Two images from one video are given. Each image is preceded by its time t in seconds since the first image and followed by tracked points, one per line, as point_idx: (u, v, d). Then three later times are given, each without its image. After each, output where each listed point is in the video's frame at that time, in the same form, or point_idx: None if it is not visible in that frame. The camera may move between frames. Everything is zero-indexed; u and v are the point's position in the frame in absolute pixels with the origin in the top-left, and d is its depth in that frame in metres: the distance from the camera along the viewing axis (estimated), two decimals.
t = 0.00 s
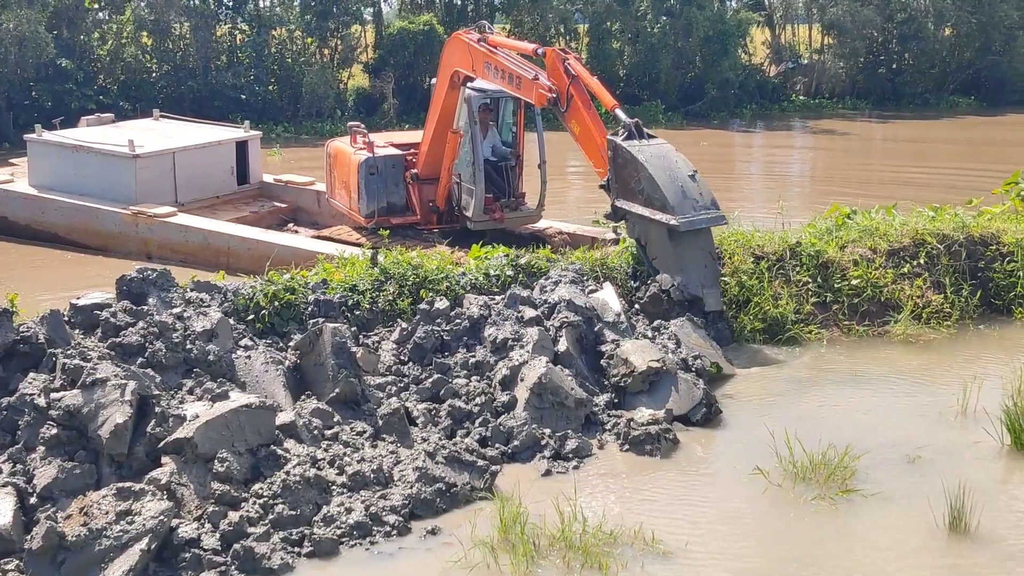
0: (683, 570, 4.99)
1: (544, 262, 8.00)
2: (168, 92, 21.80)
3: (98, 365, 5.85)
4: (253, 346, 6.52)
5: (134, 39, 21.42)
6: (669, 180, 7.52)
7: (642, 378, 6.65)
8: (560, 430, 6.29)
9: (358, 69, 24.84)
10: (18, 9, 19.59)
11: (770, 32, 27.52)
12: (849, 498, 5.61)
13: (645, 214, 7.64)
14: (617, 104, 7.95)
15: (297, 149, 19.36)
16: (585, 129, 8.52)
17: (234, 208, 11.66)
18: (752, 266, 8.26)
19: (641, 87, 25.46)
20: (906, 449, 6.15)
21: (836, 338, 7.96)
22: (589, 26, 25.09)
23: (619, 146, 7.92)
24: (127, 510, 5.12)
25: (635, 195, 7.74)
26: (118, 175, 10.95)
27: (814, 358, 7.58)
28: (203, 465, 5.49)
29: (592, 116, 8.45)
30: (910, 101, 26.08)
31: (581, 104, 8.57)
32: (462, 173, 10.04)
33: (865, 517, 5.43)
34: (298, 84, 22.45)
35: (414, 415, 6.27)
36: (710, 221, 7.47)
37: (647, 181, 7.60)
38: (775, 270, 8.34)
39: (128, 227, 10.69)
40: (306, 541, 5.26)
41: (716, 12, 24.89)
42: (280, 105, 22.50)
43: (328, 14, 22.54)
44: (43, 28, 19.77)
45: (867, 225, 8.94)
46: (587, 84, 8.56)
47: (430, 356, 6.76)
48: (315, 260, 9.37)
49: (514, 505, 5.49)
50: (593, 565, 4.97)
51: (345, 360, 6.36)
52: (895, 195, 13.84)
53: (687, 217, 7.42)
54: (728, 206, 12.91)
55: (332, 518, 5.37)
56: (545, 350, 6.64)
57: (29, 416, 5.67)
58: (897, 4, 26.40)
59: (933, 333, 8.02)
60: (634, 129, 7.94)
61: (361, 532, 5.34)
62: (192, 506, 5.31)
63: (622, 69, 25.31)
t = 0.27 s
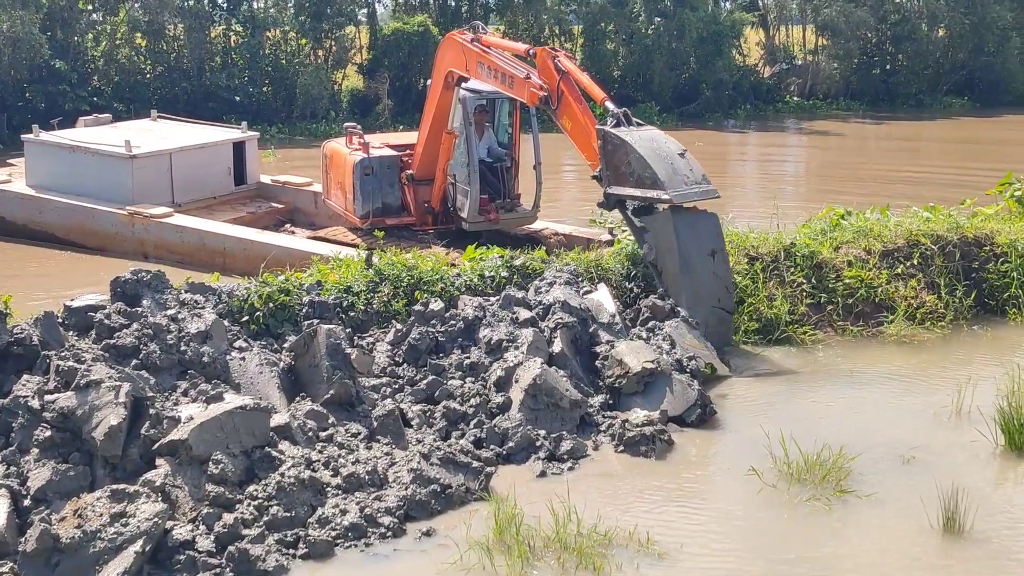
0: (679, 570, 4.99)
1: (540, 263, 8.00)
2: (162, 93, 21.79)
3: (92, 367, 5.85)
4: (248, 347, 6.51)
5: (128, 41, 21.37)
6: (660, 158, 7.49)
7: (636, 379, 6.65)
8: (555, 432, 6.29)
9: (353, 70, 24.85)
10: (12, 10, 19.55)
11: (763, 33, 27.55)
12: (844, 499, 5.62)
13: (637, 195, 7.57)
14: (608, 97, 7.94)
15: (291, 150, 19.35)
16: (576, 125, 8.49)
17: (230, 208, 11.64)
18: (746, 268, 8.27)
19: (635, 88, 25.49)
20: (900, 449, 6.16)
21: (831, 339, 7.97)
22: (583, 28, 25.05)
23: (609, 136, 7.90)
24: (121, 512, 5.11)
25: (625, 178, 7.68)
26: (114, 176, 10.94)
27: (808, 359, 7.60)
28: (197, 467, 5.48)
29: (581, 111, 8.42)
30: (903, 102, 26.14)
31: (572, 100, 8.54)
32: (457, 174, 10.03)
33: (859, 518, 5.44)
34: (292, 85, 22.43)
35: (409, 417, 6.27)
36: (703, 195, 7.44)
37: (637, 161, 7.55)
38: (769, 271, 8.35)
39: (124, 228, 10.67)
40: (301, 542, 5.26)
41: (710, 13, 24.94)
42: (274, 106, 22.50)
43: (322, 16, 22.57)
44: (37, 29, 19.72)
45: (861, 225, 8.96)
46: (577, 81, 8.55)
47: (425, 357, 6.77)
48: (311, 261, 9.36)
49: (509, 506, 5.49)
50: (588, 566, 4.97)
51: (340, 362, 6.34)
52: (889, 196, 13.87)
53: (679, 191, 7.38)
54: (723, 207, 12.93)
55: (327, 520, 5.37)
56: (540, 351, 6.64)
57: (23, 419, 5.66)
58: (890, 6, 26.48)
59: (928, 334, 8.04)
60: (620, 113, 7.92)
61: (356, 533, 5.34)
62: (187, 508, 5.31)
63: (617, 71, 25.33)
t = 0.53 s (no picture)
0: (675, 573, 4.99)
1: (536, 265, 8.00)
2: (158, 95, 21.76)
3: (88, 369, 5.85)
4: (243, 349, 6.51)
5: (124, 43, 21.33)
6: (648, 158, 7.38)
7: (632, 381, 6.65)
8: (551, 433, 6.29)
9: (348, 72, 24.86)
10: (7, 12, 19.53)
11: (759, 35, 27.58)
12: (840, 500, 5.62)
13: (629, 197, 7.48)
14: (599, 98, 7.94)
15: (287, 152, 19.35)
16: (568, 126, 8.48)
17: (229, 211, 11.63)
18: (742, 269, 8.27)
19: (630, 90, 25.51)
20: (896, 451, 6.17)
21: (827, 341, 7.98)
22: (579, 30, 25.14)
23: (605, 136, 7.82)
24: (117, 515, 5.10)
25: (616, 179, 7.60)
26: (112, 178, 10.93)
27: (805, 360, 7.60)
28: (193, 469, 5.48)
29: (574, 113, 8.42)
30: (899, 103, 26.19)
31: (564, 101, 8.53)
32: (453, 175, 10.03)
33: (855, 520, 5.44)
34: (287, 87, 22.42)
35: (405, 419, 6.27)
36: (692, 193, 7.24)
37: (627, 163, 7.47)
38: (765, 273, 8.35)
39: (121, 230, 10.66)
40: (297, 545, 5.26)
41: (705, 15, 24.97)
42: (270, 108, 22.48)
43: (318, 18, 22.70)
44: (32, 31, 19.68)
45: (857, 227, 8.97)
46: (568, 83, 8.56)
47: (421, 358, 6.76)
48: (308, 263, 9.35)
49: (505, 508, 5.49)
50: (583, 567, 4.97)
51: (336, 364, 6.34)
52: (885, 197, 13.88)
53: (668, 191, 7.21)
54: (719, 209, 12.93)
55: (323, 522, 5.37)
56: (536, 353, 6.64)
57: (19, 421, 5.66)
58: (886, 8, 26.54)
59: (923, 335, 8.04)
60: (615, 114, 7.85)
61: (352, 536, 5.34)
62: (183, 510, 5.31)
63: (613, 73, 25.34)
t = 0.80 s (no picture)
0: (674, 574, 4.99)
1: (534, 266, 8.00)
2: (157, 97, 21.77)
3: (86, 372, 5.84)
4: (242, 351, 6.50)
5: (122, 44, 21.29)
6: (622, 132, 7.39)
7: (631, 383, 6.65)
8: (550, 435, 6.29)
9: (347, 74, 24.88)
10: (6, 14, 19.52)
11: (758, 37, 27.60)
12: (838, 502, 5.62)
13: (602, 171, 7.46)
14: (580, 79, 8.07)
15: (287, 154, 19.35)
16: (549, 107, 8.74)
17: (230, 213, 11.64)
18: (741, 271, 8.27)
19: (629, 92, 25.52)
20: (894, 452, 6.16)
21: (826, 342, 7.97)
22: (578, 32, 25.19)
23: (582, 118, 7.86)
24: (115, 517, 5.09)
25: (591, 154, 7.59)
26: (113, 180, 10.92)
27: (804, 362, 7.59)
28: (192, 471, 5.48)
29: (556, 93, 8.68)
30: (898, 104, 26.22)
31: (545, 83, 8.89)
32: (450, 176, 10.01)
33: (854, 522, 5.43)
34: (286, 89, 22.43)
35: (404, 421, 6.26)
36: (664, 165, 7.22)
37: (600, 137, 7.48)
38: (763, 274, 8.35)
39: (122, 232, 10.66)
40: (295, 547, 5.25)
41: (704, 17, 24.99)
42: (269, 110, 22.47)
43: (317, 20, 22.71)
44: (31, 33, 19.66)
45: (855, 229, 8.97)
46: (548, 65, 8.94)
47: (420, 361, 6.75)
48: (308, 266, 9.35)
49: (503, 510, 5.49)
50: (582, 569, 4.96)
51: (335, 366, 6.34)
52: (884, 199, 13.88)
53: (640, 162, 7.22)
54: (718, 211, 12.93)
55: (322, 524, 5.37)
56: (535, 355, 6.64)
57: (17, 423, 5.66)
58: (884, 9, 26.59)
59: (921, 337, 8.04)
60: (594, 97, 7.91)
61: (351, 538, 5.33)
62: (181, 512, 5.30)
63: (612, 75, 25.35)
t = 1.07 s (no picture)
0: None
1: (537, 267, 7.99)
2: (161, 99, 21.80)
3: (89, 372, 5.84)
4: (245, 352, 6.50)
5: (126, 46, 21.28)
6: (576, 83, 7.59)
7: (634, 384, 6.64)
8: (553, 436, 6.28)
9: (351, 75, 24.91)
10: (10, 16, 19.55)
11: (762, 38, 27.60)
12: (842, 503, 5.61)
13: (556, 122, 7.61)
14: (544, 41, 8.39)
15: (290, 156, 19.38)
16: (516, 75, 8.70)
17: (235, 215, 11.64)
18: (744, 272, 8.27)
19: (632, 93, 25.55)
20: (899, 453, 6.15)
21: (830, 343, 7.97)
22: (581, 33, 25.21)
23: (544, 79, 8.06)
24: (118, 518, 5.10)
25: (547, 109, 7.74)
26: (118, 181, 10.93)
27: (808, 362, 7.58)
28: (195, 472, 5.48)
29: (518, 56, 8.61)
30: (902, 105, 26.22)
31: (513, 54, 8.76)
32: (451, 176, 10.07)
33: (858, 523, 5.42)
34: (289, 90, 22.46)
35: (407, 422, 6.26)
36: (614, 111, 7.42)
37: (554, 89, 7.65)
38: (766, 275, 8.34)
39: (127, 233, 10.67)
40: (299, 548, 5.25)
41: (707, 17, 24.98)
42: (272, 112, 22.49)
43: (320, 21, 22.51)
44: (35, 34, 19.68)
45: (859, 230, 8.96)
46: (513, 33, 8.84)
47: (423, 362, 6.74)
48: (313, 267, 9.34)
49: (506, 511, 5.48)
50: (585, 570, 4.95)
51: (338, 367, 6.34)
52: (888, 200, 13.86)
53: (590, 107, 7.41)
54: (722, 211, 12.91)
55: (325, 525, 5.37)
56: (538, 356, 6.64)
57: (20, 424, 5.67)
58: (887, 10, 26.57)
59: (925, 337, 8.03)
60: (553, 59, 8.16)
61: (354, 539, 5.33)
62: (184, 513, 5.31)
63: (615, 75, 25.34)
